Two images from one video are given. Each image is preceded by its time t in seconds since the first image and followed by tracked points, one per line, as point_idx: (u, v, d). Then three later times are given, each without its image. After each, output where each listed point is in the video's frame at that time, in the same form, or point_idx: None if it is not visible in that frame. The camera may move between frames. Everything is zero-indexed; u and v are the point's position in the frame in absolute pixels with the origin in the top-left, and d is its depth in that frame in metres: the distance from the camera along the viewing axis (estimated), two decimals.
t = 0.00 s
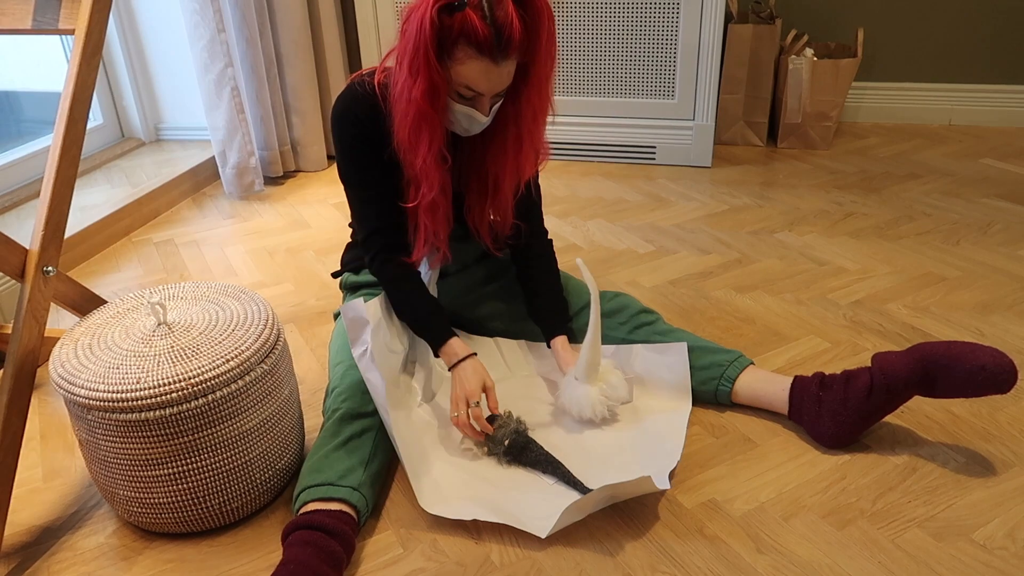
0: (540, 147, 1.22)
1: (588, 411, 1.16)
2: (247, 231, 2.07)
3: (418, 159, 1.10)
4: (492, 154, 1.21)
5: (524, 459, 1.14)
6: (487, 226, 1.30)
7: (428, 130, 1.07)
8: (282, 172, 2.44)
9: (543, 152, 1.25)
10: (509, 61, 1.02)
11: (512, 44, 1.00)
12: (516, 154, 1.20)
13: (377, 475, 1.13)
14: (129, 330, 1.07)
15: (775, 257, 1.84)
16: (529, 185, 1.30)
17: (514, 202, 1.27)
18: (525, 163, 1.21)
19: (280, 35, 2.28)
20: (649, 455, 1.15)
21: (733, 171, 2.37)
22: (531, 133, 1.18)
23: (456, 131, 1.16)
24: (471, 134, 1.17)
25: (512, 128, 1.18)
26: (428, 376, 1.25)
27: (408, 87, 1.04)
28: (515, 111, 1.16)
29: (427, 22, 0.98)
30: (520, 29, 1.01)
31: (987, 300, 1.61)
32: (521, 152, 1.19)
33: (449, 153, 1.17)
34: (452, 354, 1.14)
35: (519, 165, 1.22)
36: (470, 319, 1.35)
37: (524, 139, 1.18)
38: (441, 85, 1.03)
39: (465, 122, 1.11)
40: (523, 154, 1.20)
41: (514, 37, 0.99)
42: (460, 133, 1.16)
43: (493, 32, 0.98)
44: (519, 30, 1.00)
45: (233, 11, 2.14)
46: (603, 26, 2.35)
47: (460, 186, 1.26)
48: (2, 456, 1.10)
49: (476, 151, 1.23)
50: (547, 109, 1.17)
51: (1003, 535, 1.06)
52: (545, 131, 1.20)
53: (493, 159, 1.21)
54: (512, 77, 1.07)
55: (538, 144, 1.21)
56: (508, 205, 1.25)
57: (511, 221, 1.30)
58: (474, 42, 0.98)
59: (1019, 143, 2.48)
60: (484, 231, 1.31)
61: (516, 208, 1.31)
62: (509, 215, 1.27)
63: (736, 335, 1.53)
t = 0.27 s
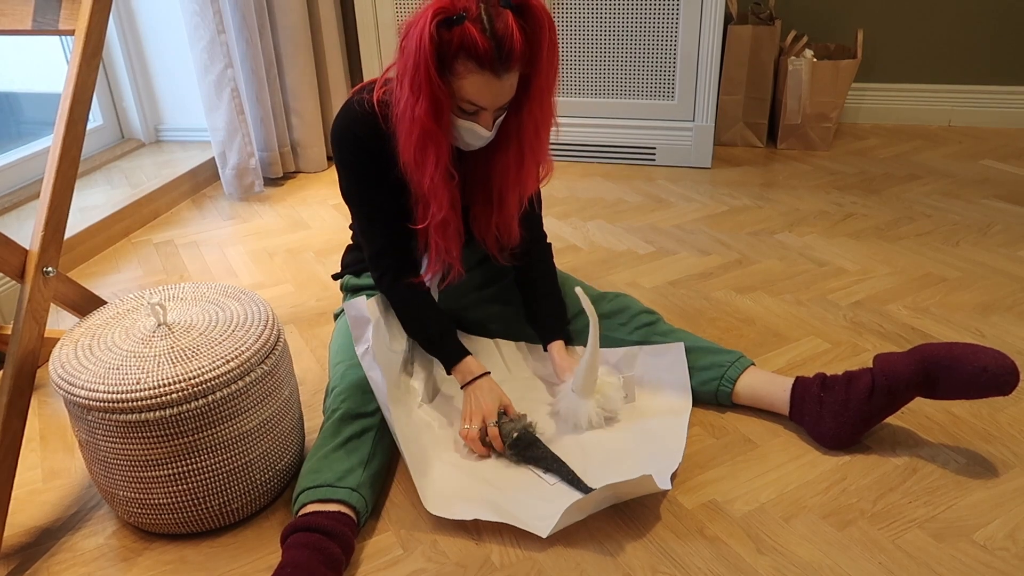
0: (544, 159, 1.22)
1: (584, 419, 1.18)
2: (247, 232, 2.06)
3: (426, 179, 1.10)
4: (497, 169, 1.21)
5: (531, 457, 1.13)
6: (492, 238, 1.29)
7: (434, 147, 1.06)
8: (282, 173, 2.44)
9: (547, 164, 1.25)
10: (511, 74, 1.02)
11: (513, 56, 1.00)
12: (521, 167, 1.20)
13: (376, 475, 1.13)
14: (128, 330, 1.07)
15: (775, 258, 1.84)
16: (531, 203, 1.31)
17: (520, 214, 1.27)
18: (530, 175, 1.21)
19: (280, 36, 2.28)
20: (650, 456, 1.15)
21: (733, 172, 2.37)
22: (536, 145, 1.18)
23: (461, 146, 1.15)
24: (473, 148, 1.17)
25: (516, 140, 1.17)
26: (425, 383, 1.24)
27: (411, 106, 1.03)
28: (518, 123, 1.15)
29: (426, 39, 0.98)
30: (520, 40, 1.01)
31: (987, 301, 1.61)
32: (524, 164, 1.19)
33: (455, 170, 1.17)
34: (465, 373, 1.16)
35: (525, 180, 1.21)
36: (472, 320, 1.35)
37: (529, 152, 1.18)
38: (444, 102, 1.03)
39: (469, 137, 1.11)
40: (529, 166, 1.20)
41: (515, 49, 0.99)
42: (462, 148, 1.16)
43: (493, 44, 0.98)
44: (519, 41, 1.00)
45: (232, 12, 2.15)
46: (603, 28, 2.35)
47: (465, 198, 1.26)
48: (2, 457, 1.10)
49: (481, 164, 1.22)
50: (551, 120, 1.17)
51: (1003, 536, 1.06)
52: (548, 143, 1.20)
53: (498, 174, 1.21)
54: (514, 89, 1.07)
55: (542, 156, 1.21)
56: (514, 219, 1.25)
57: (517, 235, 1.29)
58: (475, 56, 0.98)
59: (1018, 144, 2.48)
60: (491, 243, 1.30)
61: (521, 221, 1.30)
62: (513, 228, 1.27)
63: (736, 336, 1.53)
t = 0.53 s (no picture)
0: (535, 165, 1.21)
1: (587, 413, 1.18)
2: (247, 232, 2.06)
3: (416, 178, 1.09)
4: (490, 173, 1.20)
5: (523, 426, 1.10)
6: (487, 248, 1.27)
7: (425, 145, 1.06)
8: (283, 173, 2.44)
9: (540, 172, 1.24)
10: (505, 72, 1.02)
11: (507, 54, 1.00)
12: (511, 173, 1.19)
13: (376, 474, 1.13)
14: (128, 329, 1.06)
15: (776, 258, 1.84)
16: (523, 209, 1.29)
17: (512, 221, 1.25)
18: (521, 181, 1.20)
19: (280, 35, 2.28)
20: (651, 457, 1.14)
21: (734, 173, 2.37)
22: (528, 150, 1.17)
23: (453, 147, 1.15)
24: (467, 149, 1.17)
25: (508, 145, 1.17)
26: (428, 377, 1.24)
27: (403, 103, 1.03)
28: (510, 127, 1.15)
29: (420, 36, 0.98)
30: (515, 39, 1.01)
31: (988, 301, 1.61)
32: (514, 169, 1.18)
33: (446, 170, 1.16)
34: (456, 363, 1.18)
35: (515, 186, 1.20)
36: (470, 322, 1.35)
37: (520, 158, 1.17)
38: (437, 99, 1.02)
39: (460, 136, 1.10)
40: (518, 172, 1.19)
41: (510, 47, 1.00)
42: (455, 149, 1.15)
43: (488, 42, 0.98)
44: (514, 40, 1.01)
45: (233, 12, 2.14)
46: (603, 27, 2.35)
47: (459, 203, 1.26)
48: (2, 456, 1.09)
49: (474, 169, 1.22)
50: (543, 124, 1.16)
51: (1005, 536, 1.06)
52: (541, 150, 1.19)
53: (491, 178, 1.21)
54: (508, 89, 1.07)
55: (534, 162, 1.20)
56: (505, 228, 1.24)
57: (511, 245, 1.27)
58: (468, 53, 0.98)
59: (1019, 145, 2.48)
60: (484, 252, 1.28)
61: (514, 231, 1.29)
62: (506, 237, 1.25)
63: (737, 336, 1.53)
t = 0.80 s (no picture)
0: (529, 154, 1.21)
1: (588, 412, 1.18)
2: (247, 228, 2.06)
3: (407, 156, 1.09)
4: (483, 161, 1.21)
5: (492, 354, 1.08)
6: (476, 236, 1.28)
7: (418, 124, 1.06)
8: (283, 169, 2.44)
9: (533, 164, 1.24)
10: (500, 58, 1.01)
11: (504, 39, 1.00)
12: (503, 161, 1.19)
13: (377, 471, 1.12)
14: (129, 324, 1.06)
15: (777, 255, 1.83)
16: (516, 197, 1.29)
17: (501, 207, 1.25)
18: (512, 170, 1.20)
19: (281, 31, 2.27)
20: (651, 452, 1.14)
21: (734, 170, 2.37)
22: (520, 138, 1.17)
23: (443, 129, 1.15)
24: (459, 133, 1.17)
25: (502, 133, 1.17)
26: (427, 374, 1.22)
27: (398, 80, 1.03)
28: (504, 115, 1.15)
29: (418, 15, 0.98)
30: (512, 26, 1.00)
31: (989, 299, 1.61)
32: (507, 157, 1.18)
33: (437, 152, 1.16)
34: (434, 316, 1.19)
35: (504, 175, 1.20)
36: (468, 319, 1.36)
37: (513, 145, 1.17)
38: (431, 79, 1.02)
39: (453, 118, 1.10)
40: (510, 160, 1.19)
41: (507, 32, 0.99)
42: (448, 132, 1.16)
43: (485, 26, 0.98)
44: (512, 26, 1.00)
45: (233, 7, 2.14)
46: (605, 24, 2.34)
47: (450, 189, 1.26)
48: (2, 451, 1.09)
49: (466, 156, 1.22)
50: (537, 114, 1.16)
51: (1006, 534, 1.06)
52: (534, 140, 1.19)
53: (484, 166, 1.21)
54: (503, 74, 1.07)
55: (527, 152, 1.20)
56: (492, 215, 1.24)
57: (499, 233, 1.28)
58: (466, 36, 0.98)
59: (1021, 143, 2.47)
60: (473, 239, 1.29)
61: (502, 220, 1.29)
62: (495, 225, 1.26)
63: (738, 334, 1.53)
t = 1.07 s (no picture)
0: (536, 139, 1.22)
1: (588, 411, 1.18)
2: (247, 226, 2.06)
3: (412, 141, 1.09)
4: (489, 146, 1.22)
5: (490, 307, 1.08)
6: (484, 219, 1.28)
7: (424, 109, 1.06)
8: (283, 167, 2.44)
9: (539, 146, 1.25)
10: (504, 45, 1.02)
11: (509, 27, 1.00)
12: (511, 146, 1.21)
13: (377, 470, 1.12)
14: (129, 323, 1.06)
15: (777, 255, 1.83)
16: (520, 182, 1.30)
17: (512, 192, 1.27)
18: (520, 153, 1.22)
19: (282, 29, 2.27)
20: (652, 451, 1.14)
21: (735, 169, 2.37)
22: (527, 122, 1.18)
23: (449, 118, 1.15)
24: (463, 121, 1.17)
25: (509, 118, 1.18)
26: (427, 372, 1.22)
27: (405, 64, 1.03)
28: (511, 100, 1.16)
29: None
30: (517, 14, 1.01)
31: (989, 299, 1.60)
32: (515, 141, 1.20)
33: (443, 139, 1.17)
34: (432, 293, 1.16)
35: (517, 158, 1.22)
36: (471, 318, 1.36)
37: (519, 130, 1.19)
38: (437, 64, 1.02)
39: (457, 106, 1.10)
40: (519, 144, 1.21)
41: (512, 20, 1.00)
42: (452, 121, 1.16)
43: (491, 13, 0.98)
44: (516, 14, 1.01)
45: (234, 6, 2.14)
46: (605, 22, 2.34)
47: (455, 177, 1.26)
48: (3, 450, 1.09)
49: (472, 142, 1.23)
50: (544, 100, 1.18)
51: (1005, 534, 1.06)
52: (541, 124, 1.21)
53: (490, 151, 1.22)
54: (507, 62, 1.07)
55: (534, 136, 1.22)
56: (505, 198, 1.25)
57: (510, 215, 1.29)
58: (471, 22, 0.99)
59: (1021, 142, 2.47)
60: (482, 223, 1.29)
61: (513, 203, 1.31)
62: (506, 207, 1.26)
63: (738, 333, 1.53)
